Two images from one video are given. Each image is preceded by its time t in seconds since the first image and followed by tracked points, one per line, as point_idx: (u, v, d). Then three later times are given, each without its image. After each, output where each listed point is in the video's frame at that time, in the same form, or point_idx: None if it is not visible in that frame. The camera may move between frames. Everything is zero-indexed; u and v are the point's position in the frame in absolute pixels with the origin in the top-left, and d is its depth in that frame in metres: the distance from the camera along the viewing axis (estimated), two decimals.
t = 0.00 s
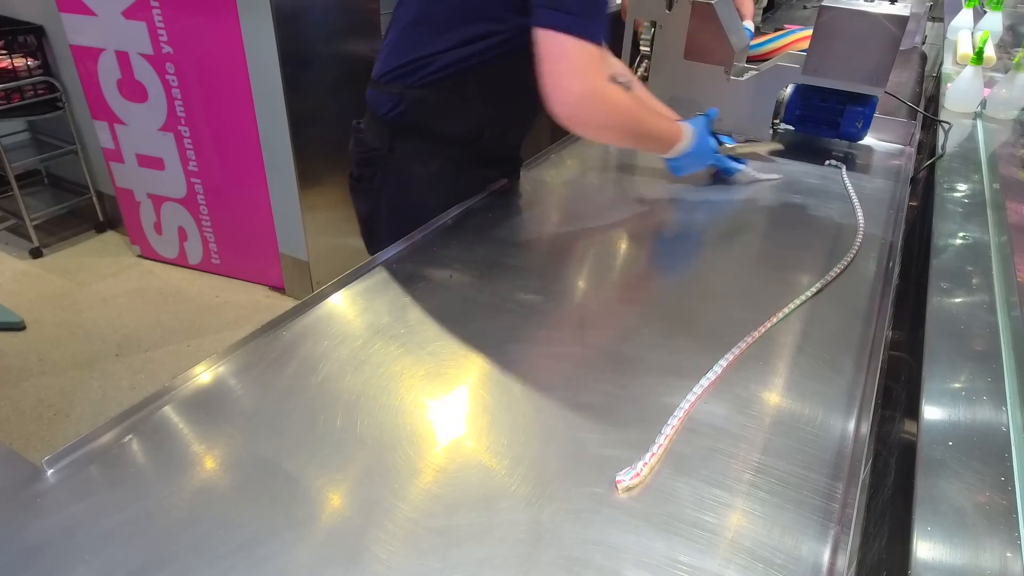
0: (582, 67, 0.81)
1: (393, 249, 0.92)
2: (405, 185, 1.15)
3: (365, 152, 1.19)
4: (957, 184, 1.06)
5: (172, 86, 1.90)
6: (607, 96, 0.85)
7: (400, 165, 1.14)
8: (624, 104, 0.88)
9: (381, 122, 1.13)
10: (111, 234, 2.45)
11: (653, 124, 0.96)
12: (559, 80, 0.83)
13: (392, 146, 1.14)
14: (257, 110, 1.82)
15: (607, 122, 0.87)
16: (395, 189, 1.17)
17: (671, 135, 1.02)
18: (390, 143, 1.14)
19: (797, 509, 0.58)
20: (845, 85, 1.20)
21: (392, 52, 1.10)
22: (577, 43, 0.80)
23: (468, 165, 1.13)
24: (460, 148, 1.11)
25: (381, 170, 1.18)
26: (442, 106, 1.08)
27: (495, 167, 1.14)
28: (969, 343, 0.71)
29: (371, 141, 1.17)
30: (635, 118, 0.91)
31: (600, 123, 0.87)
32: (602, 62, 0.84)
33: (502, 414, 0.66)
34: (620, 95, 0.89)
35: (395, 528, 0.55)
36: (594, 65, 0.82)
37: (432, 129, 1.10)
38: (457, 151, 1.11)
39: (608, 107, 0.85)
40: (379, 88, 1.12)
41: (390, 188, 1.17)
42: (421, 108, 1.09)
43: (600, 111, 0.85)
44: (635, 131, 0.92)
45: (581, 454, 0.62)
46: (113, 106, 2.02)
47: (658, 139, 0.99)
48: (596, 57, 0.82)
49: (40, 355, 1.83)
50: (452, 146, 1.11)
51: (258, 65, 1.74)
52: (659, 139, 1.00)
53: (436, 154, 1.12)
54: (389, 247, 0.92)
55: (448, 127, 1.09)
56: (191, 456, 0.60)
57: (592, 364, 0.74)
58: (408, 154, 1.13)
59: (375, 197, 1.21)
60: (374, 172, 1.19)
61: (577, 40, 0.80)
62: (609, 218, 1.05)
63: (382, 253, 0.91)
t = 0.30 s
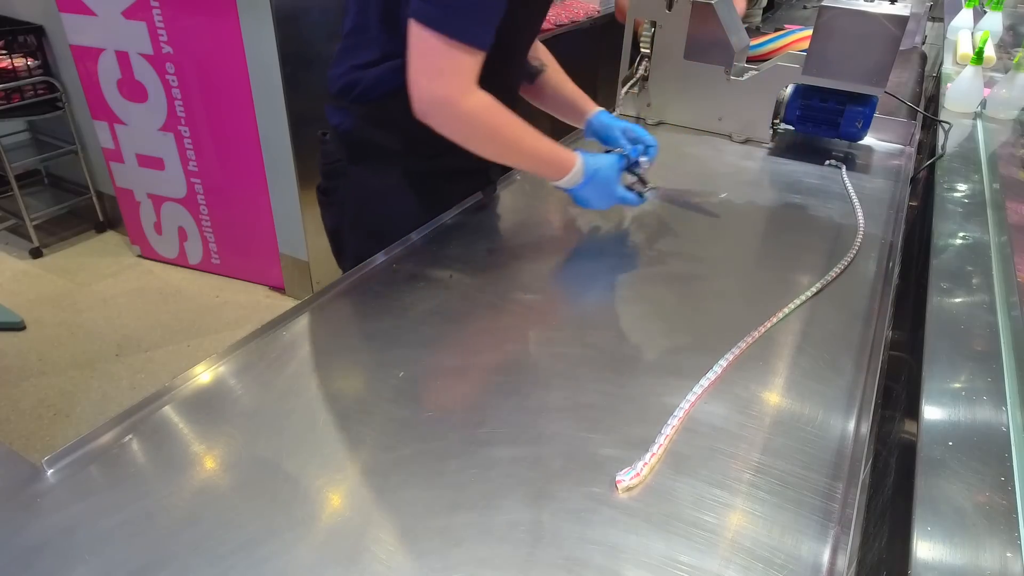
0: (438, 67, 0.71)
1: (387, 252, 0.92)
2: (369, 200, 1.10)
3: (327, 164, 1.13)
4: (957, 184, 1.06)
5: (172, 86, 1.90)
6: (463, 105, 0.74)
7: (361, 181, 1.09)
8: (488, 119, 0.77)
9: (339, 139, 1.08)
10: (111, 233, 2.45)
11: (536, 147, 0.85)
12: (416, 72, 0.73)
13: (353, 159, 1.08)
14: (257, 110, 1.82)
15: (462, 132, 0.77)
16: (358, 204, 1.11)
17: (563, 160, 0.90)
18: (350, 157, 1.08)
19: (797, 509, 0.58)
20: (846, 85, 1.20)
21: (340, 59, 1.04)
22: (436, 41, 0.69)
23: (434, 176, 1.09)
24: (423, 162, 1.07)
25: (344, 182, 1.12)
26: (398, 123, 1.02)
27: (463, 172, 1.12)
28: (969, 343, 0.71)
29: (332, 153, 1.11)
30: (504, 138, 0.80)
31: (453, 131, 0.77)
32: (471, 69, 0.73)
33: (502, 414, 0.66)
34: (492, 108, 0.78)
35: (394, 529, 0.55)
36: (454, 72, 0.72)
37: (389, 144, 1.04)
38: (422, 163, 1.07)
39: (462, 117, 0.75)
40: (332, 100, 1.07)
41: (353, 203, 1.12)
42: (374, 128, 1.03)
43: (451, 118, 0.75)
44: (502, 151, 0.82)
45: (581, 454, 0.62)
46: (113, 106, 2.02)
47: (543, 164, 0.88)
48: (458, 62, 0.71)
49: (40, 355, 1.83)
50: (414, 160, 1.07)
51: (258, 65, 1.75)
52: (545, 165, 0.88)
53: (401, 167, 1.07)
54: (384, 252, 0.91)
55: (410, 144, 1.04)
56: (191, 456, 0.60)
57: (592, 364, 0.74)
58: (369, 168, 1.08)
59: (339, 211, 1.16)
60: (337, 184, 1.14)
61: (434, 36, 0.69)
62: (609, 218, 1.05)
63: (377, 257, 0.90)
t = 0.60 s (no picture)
0: (339, 70, 0.71)
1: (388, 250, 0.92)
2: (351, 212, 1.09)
3: (305, 174, 1.10)
4: (957, 184, 1.06)
5: (172, 86, 1.90)
6: (364, 110, 0.74)
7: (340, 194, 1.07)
8: (395, 127, 0.76)
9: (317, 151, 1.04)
10: (111, 233, 2.45)
11: (452, 160, 0.83)
12: (321, 72, 0.73)
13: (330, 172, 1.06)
14: (257, 110, 1.82)
15: (368, 136, 0.76)
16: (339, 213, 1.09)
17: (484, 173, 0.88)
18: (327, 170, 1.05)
19: (797, 509, 0.58)
20: (846, 85, 1.20)
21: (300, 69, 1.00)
22: (337, 44, 0.69)
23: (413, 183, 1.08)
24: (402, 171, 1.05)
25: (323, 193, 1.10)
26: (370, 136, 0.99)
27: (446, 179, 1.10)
28: (969, 343, 0.71)
29: (310, 163, 1.08)
30: (414, 147, 0.79)
31: (358, 133, 0.76)
32: (373, 75, 0.72)
33: (502, 413, 0.66)
34: (402, 117, 0.77)
35: (394, 529, 0.55)
36: (354, 78, 0.71)
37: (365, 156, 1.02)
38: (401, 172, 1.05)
39: (364, 120, 0.75)
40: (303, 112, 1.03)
41: (334, 213, 1.10)
42: (345, 141, 1.00)
43: (354, 121, 0.75)
44: (415, 160, 0.80)
45: (581, 454, 0.62)
46: (113, 106, 2.02)
47: (461, 176, 0.86)
48: (359, 67, 0.71)
49: (40, 355, 1.83)
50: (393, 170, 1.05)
51: (258, 65, 1.75)
52: (463, 177, 0.86)
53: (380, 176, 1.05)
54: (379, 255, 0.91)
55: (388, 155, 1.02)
56: (191, 456, 0.60)
57: (592, 364, 0.74)
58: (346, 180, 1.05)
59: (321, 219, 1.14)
60: (317, 194, 1.11)
61: (334, 39, 0.69)
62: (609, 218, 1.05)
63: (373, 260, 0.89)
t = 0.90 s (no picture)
0: (267, 54, 0.72)
1: (388, 250, 0.92)
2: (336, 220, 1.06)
3: (292, 180, 1.09)
4: (957, 184, 1.06)
5: (172, 86, 1.90)
6: (285, 96, 0.74)
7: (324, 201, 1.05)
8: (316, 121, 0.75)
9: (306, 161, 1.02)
10: (111, 234, 2.45)
11: (375, 169, 0.79)
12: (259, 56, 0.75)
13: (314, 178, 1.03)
14: (257, 111, 1.82)
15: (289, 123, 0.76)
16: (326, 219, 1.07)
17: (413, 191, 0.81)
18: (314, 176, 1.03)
19: (797, 509, 0.58)
20: (845, 85, 1.20)
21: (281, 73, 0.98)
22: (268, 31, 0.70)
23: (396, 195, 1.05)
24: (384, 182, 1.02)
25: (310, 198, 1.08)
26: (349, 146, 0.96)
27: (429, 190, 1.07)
28: (969, 343, 0.71)
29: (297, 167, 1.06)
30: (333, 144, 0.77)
31: (281, 121, 0.76)
32: (299, 65, 0.72)
33: (503, 413, 0.66)
34: (328, 112, 0.76)
35: (394, 528, 0.55)
36: (278, 63, 0.72)
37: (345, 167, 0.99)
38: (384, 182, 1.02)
39: (286, 108, 0.74)
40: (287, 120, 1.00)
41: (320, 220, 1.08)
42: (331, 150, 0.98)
43: (278, 107, 0.75)
44: (336, 158, 0.78)
45: (581, 454, 0.62)
46: (113, 106, 2.02)
47: (388, 192, 0.81)
48: (286, 54, 0.71)
49: (40, 355, 1.83)
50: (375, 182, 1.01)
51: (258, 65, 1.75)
52: (390, 190, 0.81)
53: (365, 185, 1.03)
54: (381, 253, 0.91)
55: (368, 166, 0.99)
56: (191, 456, 0.60)
57: (593, 364, 0.74)
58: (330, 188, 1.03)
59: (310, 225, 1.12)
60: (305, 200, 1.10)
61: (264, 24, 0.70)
62: (609, 218, 1.05)
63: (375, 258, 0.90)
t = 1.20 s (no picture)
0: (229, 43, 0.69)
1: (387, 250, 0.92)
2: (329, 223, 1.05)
3: (287, 182, 1.08)
4: (957, 184, 1.06)
5: (172, 86, 1.90)
6: (240, 87, 0.70)
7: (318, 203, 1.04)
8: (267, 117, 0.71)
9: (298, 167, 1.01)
10: (111, 234, 2.45)
11: (321, 177, 0.74)
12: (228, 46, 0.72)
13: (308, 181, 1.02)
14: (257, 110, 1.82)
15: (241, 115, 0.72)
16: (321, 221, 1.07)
17: (357, 207, 0.75)
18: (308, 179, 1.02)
19: (797, 509, 0.58)
20: (845, 85, 1.20)
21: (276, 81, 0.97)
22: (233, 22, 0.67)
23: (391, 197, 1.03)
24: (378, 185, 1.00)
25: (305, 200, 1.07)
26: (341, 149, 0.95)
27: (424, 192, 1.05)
28: (969, 343, 0.71)
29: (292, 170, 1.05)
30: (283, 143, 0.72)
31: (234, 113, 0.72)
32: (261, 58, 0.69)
33: (503, 413, 0.66)
34: (284, 110, 0.72)
35: (394, 528, 0.55)
36: (239, 53, 0.69)
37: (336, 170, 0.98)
38: (378, 185, 1.00)
39: (239, 99, 0.71)
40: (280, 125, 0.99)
41: (315, 223, 1.07)
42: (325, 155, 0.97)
43: (232, 97, 0.71)
44: (285, 158, 0.73)
45: (581, 453, 0.62)
46: (114, 106, 2.02)
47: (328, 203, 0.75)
48: (249, 47, 0.68)
49: (40, 355, 1.83)
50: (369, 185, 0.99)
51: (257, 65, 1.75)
52: (331, 200, 0.75)
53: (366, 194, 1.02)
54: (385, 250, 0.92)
55: (362, 169, 0.97)
56: (191, 456, 0.60)
57: (593, 364, 0.74)
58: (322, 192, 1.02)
59: (306, 228, 1.11)
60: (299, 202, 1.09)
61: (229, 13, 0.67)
62: (608, 219, 1.05)
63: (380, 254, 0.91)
